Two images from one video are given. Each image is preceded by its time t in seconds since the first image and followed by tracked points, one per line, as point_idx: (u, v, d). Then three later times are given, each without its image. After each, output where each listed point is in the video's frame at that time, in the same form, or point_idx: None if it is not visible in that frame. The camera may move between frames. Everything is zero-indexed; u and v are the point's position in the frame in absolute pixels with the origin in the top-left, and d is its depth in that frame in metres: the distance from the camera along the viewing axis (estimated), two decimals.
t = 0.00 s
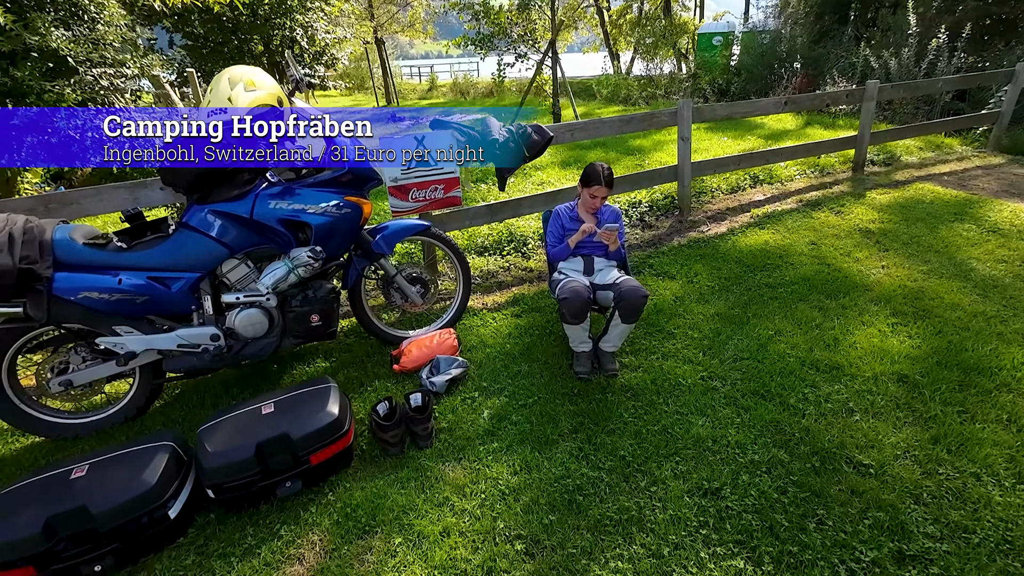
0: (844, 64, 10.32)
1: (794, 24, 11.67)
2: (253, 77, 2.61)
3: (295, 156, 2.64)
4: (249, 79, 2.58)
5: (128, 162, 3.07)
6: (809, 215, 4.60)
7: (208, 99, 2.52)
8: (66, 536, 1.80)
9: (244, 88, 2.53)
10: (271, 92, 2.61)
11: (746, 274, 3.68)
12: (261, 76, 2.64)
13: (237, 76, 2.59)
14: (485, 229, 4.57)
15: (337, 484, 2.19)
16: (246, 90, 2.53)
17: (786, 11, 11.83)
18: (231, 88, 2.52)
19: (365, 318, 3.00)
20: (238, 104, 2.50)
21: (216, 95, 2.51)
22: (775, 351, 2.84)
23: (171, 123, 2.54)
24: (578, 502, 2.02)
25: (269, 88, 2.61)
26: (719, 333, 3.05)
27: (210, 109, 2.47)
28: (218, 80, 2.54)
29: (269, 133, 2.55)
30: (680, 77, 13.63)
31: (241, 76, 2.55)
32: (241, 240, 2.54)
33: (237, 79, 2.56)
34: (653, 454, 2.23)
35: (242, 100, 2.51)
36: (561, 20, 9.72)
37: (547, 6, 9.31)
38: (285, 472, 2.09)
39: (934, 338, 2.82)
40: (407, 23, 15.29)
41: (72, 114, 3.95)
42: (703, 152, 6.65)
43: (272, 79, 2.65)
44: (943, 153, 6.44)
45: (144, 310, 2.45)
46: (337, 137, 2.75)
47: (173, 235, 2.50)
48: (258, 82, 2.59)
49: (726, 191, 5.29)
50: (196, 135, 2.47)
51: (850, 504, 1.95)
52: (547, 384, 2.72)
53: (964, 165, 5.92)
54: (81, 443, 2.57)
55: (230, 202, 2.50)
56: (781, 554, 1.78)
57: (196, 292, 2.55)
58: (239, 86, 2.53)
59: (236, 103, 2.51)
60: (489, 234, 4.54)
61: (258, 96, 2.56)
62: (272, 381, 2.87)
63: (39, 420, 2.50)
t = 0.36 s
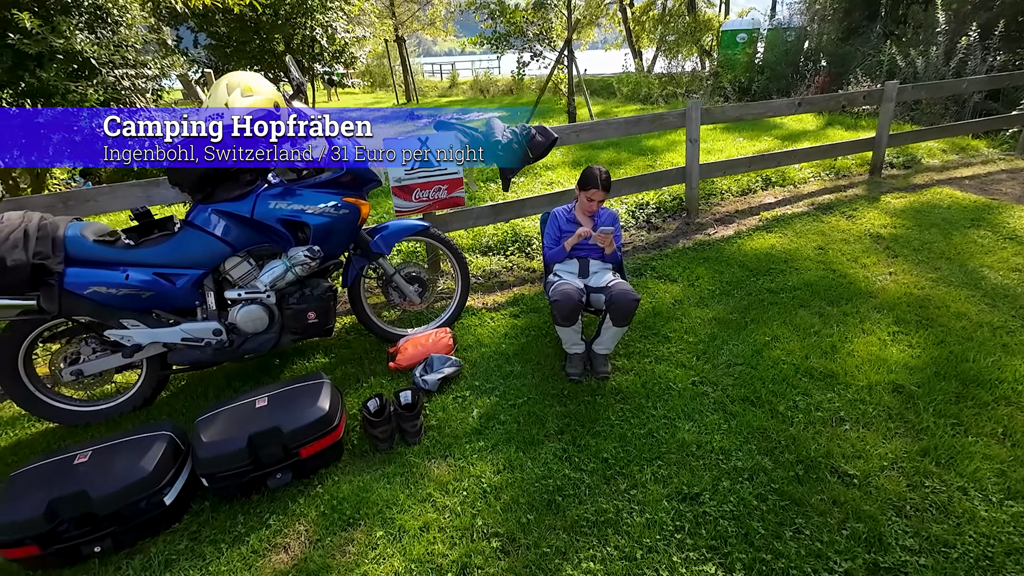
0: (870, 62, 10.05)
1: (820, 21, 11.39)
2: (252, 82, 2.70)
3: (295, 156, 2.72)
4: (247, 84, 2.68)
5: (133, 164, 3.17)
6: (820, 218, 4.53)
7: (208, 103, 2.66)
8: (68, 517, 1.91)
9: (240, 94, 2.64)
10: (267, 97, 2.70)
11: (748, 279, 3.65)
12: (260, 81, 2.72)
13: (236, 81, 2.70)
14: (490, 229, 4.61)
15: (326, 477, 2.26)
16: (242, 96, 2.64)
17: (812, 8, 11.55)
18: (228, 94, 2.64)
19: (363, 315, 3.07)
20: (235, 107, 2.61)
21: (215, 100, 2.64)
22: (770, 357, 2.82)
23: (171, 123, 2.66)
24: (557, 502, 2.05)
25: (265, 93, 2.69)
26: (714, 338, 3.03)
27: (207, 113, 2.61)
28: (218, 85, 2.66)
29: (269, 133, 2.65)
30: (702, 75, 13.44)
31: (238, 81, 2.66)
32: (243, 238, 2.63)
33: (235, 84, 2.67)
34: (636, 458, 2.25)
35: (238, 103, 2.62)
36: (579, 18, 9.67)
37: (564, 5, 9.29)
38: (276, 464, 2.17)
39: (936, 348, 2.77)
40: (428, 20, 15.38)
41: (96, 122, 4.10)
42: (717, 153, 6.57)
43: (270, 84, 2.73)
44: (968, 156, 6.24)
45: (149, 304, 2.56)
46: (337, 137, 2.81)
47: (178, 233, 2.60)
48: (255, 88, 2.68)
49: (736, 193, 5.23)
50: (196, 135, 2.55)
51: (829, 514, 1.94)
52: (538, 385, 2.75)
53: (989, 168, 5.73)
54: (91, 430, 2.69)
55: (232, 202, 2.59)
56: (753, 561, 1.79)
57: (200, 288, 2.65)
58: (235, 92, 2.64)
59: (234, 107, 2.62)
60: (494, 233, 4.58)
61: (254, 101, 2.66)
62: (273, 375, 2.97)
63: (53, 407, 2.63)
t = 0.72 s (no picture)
0: (896, 65, 9.82)
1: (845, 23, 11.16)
2: (257, 89, 2.77)
3: (294, 156, 2.81)
4: (252, 91, 2.74)
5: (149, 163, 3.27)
6: (830, 226, 4.47)
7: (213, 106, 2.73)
8: (75, 501, 2.01)
9: (244, 101, 2.72)
10: (270, 104, 2.77)
11: (751, 286, 3.63)
12: (265, 88, 2.79)
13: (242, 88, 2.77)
14: (497, 231, 4.66)
15: (320, 471, 2.33)
16: (246, 102, 2.71)
17: (837, 9, 11.33)
18: (233, 100, 2.72)
19: (365, 314, 3.15)
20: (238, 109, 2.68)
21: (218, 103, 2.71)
22: (767, 366, 2.81)
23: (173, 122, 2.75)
24: (541, 504, 2.09)
25: (269, 101, 2.76)
26: (712, 345, 3.03)
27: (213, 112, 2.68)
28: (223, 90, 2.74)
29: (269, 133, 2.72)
30: (722, 77, 13.28)
31: (244, 89, 2.73)
32: (249, 239, 2.72)
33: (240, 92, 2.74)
34: (623, 463, 2.27)
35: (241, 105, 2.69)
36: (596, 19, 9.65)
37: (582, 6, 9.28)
38: (272, 457, 2.24)
39: (937, 361, 2.73)
40: (448, 21, 15.49)
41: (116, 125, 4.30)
42: (731, 156, 6.51)
43: (274, 92, 2.80)
44: (992, 163, 6.08)
45: (159, 300, 2.66)
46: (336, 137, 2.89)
47: (188, 232, 2.70)
48: (259, 94, 2.74)
49: (746, 199, 5.18)
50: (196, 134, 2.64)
51: (812, 525, 1.94)
52: (532, 388, 2.78)
53: (1013, 177, 5.58)
54: (104, 419, 2.81)
55: (240, 203, 2.69)
56: (731, 570, 1.80)
57: (207, 285, 2.74)
58: (239, 99, 2.71)
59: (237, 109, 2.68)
60: (501, 235, 4.62)
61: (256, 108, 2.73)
62: (276, 371, 3.06)
63: (68, 396, 2.75)
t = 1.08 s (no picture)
0: (920, 67, 9.57)
1: (868, 24, 10.94)
2: (261, 87, 2.79)
3: (295, 156, 2.80)
4: (256, 89, 2.76)
5: (153, 162, 3.32)
6: (844, 231, 4.38)
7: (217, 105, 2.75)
8: (75, 490, 2.03)
9: (248, 98, 2.73)
10: (274, 100, 2.77)
11: (760, 291, 3.57)
12: (270, 86, 2.81)
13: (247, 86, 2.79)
14: (505, 231, 4.65)
15: (317, 468, 2.33)
16: (249, 99, 2.72)
17: (859, 10, 11.11)
18: (237, 97, 2.73)
19: (368, 311, 3.15)
20: (241, 108, 2.70)
21: (223, 102, 2.73)
22: (773, 373, 2.76)
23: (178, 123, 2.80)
24: (535, 508, 2.06)
25: (273, 97, 2.77)
26: (717, 351, 2.98)
27: (217, 113, 2.70)
28: (228, 88, 2.76)
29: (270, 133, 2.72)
30: (740, 79, 13.12)
31: (249, 85, 2.75)
32: (253, 235, 2.74)
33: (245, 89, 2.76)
34: (621, 469, 2.23)
35: (242, 104, 2.70)
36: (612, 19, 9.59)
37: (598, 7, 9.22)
38: (269, 452, 2.25)
39: (950, 373, 2.65)
40: (465, 21, 15.54)
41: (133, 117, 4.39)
42: (745, 159, 6.42)
43: (279, 89, 2.82)
44: (1018, 170, 5.90)
45: (163, 295, 2.68)
46: (338, 137, 2.88)
47: (194, 227, 2.72)
48: (263, 92, 2.75)
49: (759, 203, 5.10)
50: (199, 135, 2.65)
51: (811, 539, 1.89)
52: (532, 390, 2.76)
53: None
54: (109, 410, 2.86)
55: (243, 199, 2.70)
56: None
57: (212, 280, 2.76)
58: (244, 96, 2.73)
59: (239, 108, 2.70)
60: (508, 236, 4.61)
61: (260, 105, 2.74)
62: (279, 366, 3.08)
63: (74, 385, 2.79)
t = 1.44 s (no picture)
0: (941, 67, 9.29)
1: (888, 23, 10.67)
2: (253, 82, 2.69)
3: (295, 156, 2.74)
4: (247, 84, 2.66)
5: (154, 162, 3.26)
6: (859, 236, 4.23)
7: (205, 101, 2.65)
8: (57, 493, 1.99)
9: (238, 93, 2.63)
10: (266, 96, 2.67)
11: (770, 297, 3.45)
12: (262, 81, 2.71)
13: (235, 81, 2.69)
14: (509, 231, 4.57)
15: (305, 474, 2.27)
16: (240, 95, 2.62)
17: (879, 9, 10.84)
18: (226, 92, 2.63)
19: (365, 312, 3.09)
20: (231, 105, 2.60)
21: (212, 98, 2.62)
22: (780, 384, 2.65)
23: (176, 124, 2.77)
24: (527, 523, 1.98)
25: (264, 93, 2.66)
26: (723, 359, 2.88)
27: (206, 111, 2.60)
28: (218, 83, 2.66)
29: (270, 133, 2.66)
30: (756, 78, 12.89)
31: (237, 80, 2.65)
32: (248, 233, 2.68)
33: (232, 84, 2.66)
34: (618, 482, 2.14)
35: (234, 101, 2.61)
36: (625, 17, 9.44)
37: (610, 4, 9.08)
38: (256, 457, 2.19)
39: (968, 388, 2.52)
40: (477, 18, 15.46)
41: (137, 112, 4.25)
42: (759, 160, 6.27)
43: (271, 85, 2.71)
44: None
45: (156, 293, 2.63)
46: (338, 137, 2.82)
47: (187, 225, 2.67)
48: (254, 87, 2.66)
49: (771, 205, 4.97)
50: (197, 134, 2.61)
51: (817, 564, 1.78)
52: (530, 396, 2.68)
53: None
54: (102, 408, 2.82)
55: (237, 196, 2.64)
56: None
57: (206, 279, 2.71)
58: (234, 91, 2.62)
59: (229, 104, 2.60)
60: (513, 236, 4.52)
61: (250, 100, 2.63)
62: (274, 366, 3.03)
63: (69, 384, 2.76)
